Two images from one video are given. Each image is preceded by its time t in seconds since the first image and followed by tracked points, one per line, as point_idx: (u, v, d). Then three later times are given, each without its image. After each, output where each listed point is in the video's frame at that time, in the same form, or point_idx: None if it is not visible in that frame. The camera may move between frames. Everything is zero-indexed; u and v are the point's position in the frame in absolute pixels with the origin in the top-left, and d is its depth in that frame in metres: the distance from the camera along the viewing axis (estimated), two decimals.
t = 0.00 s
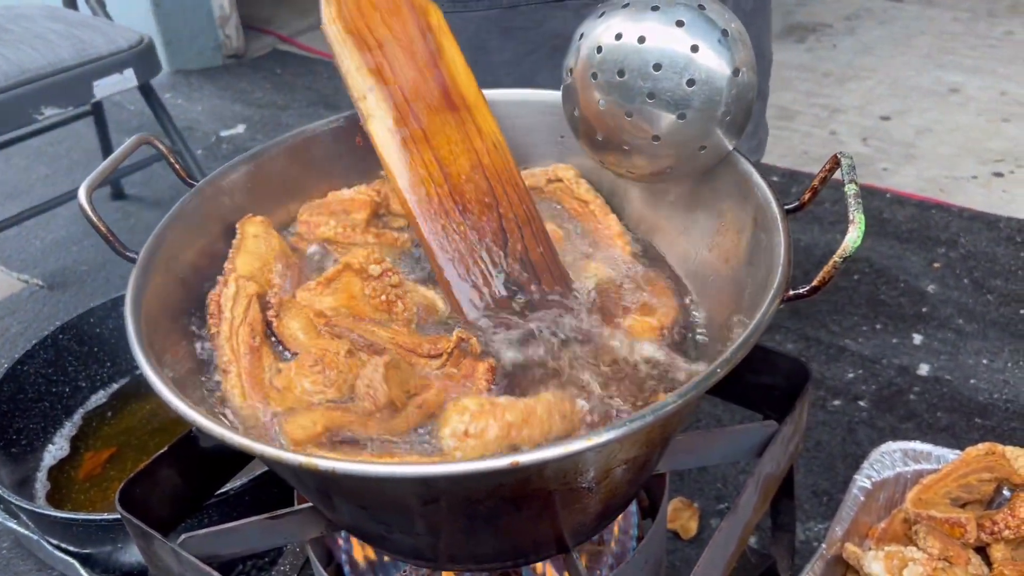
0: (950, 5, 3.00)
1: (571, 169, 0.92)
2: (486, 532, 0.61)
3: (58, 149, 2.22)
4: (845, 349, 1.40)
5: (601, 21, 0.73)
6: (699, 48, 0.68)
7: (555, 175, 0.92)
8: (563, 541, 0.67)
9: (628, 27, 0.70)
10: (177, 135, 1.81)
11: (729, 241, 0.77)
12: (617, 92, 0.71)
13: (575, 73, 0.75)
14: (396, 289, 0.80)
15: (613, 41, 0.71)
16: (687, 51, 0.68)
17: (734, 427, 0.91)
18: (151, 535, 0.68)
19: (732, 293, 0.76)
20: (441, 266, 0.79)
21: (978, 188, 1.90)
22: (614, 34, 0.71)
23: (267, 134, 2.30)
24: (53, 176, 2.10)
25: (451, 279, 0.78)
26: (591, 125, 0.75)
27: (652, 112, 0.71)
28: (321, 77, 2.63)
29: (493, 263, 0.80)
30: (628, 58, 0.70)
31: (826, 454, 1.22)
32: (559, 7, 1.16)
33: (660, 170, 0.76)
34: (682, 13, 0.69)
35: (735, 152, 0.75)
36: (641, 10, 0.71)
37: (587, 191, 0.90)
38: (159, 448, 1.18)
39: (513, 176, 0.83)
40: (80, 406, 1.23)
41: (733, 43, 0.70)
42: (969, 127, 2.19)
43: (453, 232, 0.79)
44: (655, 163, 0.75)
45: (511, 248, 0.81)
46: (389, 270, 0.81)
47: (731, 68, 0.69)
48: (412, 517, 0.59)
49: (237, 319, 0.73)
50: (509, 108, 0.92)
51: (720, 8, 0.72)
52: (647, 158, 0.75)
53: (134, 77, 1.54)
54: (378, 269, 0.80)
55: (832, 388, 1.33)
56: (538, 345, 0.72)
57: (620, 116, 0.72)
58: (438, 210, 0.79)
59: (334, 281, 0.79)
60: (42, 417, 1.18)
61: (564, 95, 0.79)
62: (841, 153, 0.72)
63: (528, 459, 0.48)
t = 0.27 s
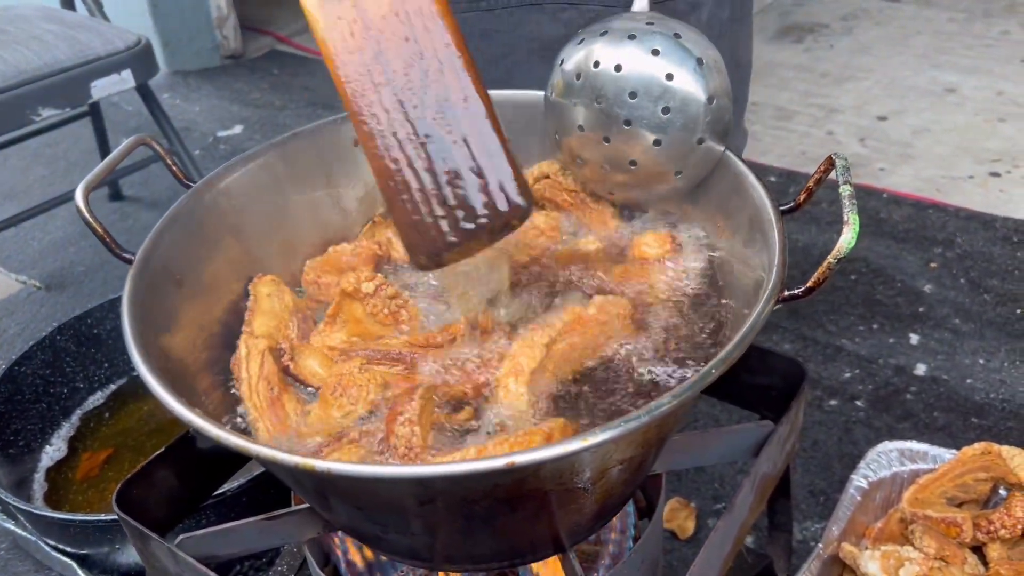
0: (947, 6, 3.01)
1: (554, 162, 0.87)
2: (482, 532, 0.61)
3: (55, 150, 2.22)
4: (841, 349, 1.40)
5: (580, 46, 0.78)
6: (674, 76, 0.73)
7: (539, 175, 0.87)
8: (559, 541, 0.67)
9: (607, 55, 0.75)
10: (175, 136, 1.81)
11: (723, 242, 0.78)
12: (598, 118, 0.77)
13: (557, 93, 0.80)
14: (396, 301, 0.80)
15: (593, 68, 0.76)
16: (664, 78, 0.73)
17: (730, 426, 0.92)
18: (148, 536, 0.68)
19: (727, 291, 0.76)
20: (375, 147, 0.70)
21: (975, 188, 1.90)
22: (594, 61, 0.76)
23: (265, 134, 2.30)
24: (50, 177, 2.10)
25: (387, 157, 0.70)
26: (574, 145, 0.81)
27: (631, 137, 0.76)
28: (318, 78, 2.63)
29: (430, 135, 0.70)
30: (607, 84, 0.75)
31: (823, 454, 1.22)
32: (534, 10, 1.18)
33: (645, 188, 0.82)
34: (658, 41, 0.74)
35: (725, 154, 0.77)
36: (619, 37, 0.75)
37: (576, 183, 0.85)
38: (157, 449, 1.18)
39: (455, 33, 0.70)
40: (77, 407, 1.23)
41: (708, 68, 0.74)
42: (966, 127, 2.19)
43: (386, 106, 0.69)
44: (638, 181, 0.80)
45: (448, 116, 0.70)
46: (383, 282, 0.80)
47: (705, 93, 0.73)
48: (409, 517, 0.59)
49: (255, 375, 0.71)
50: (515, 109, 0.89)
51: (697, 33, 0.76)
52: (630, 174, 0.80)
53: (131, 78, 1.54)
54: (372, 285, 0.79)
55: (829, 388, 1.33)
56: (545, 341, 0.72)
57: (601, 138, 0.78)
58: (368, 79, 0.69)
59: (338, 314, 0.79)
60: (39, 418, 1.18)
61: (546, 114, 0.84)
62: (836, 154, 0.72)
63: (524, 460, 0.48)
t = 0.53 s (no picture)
0: (945, 6, 3.01)
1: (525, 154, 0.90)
2: (480, 531, 0.61)
3: (53, 150, 2.22)
4: (840, 349, 1.40)
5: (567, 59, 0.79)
6: (659, 90, 0.74)
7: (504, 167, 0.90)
8: (558, 540, 0.67)
9: (593, 69, 0.76)
10: (174, 136, 1.81)
11: (723, 239, 0.77)
12: (584, 132, 0.78)
13: (544, 108, 0.82)
14: (392, 294, 0.76)
15: (580, 82, 0.77)
16: (649, 93, 0.74)
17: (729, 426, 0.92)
18: (146, 536, 0.68)
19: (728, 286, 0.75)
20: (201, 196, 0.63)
21: (973, 188, 1.91)
22: (580, 75, 0.77)
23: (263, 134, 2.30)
24: (48, 178, 2.10)
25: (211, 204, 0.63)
26: (560, 156, 0.82)
27: (617, 150, 0.78)
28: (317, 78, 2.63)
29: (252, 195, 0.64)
30: (593, 98, 0.76)
31: (821, 454, 1.22)
32: (525, 11, 1.19)
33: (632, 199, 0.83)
34: (644, 56, 0.75)
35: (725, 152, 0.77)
36: (604, 52, 0.77)
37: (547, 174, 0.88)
38: (155, 449, 1.18)
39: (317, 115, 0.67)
40: (76, 408, 1.23)
41: (694, 84, 0.75)
42: (964, 127, 2.19)
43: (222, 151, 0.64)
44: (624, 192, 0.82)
45: (279, 173, 0.65)
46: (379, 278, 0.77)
47: (691, 106, 0.74)
48: (408, 517, 0.59)
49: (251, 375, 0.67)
50: (524, 112, 0.89)
51: (682, 49, 0.77)
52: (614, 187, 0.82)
53: (129, 78, 1.54)
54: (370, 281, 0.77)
55: (828, 387, 1.33)
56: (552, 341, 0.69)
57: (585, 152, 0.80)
58: (208, 123, 0.63)
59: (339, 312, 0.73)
60: (37, 418, 1.18)
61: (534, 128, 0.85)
62: (834, 153, 0.72)
63: (522, 459, 0.48)
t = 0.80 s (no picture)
0: (943, 6, 3.01)
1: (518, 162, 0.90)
2: (480, 530, 0.61)
3: (53, 151, 2.22)
4: (840, 349, 1.40)
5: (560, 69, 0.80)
6: (651, 101, 0.75)
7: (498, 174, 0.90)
8: (559, 540, 0.67)
9: (586, 79, 0.78)
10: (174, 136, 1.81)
11: (722, 240, 0.77)
12: (578, 140, 0.79)
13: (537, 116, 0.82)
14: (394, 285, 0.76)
15: (573, 93, 0.78)
16: (641, 103, 0.75)
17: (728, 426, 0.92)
18: (148, 536, 0.68)
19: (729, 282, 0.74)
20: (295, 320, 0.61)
21: (973, 187, 1.91)
22: (573, 86, 0.78)
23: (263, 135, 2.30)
24: (48, 178, 2.10)
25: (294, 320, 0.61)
26: (555, 160, 0.83)
27: (611, 159, 0.79)
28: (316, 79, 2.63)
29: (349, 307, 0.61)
30: (586, 108, 0.77)
31: (822, 454, 1.22)
32: (520, 18, 1.19)
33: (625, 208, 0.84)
34: (636, 67, 0.76)
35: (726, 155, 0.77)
36: (596, 64, 0.78)
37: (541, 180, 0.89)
38: (156, 449, 1.18)
39: (385, 216, 0.63)
40: (76, 408, 1.23)
41: (684, 95, 0.76)
42: (963, 127, 2.19)
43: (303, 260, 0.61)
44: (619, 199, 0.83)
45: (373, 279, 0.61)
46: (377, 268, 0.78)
47: (682, 115, 0.75)
48: (409, 517, 0.59)
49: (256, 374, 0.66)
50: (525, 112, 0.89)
51: (674, 60, 0.78)
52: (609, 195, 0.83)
53: (129, 78, 1.54)
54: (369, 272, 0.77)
55: (827, 387, 1.33)
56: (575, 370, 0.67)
57: (579, 159, 0.81)
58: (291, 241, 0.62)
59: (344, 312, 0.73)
60: (37, 418, 1.18)
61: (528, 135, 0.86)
62: (835, 152, 0.72)
63: (523, 458, 0.48)
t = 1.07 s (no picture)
0: (942, 7, 3.02)
1: (509, 149, 0.89)
2: (485, 530, 0.61)
3: (53, 152, 2.22)
4: (841, 350, 1.40)
5: (565, 78, 0.80)
6: (658, 112, 0.76)
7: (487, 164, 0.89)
8: (563, 540, 0.67)
9: (593, 88, 0.78)
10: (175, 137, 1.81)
11: (725, 238, 0.77)
12: (583, 150, 0.80)
13: (540, 126, 0.83)
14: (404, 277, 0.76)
15: (579, 103, 0.78)
16: (648, 115, 0.76)
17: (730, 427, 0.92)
18: (152, 536, 0.68)
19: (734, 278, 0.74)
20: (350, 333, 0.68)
21: (973, 188, 1.91)
22: (578, 95, 0.78)
23: (263, 136, 2.30)
24: (48, 179, 2.10)
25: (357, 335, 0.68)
26: (556, 158, 0.84)
27: (617, 168, 0.80)
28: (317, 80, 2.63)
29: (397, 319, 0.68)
30: (591, 119, 0.78)
31: (824, 454, 1.22)
32: (514, 14, 1.20)
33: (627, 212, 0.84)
34: (642, 77, 0.77)
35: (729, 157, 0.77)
36: (602, 73, 0.78)
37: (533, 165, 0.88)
38: (158, 450, 1.18)
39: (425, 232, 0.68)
40: (77, 409, 1.23)
41: (691, 105, 0.76)
42: (963, 128, 2.20)
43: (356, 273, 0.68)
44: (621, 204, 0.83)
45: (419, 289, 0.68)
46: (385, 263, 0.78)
47: (688, 125, 0.76)
48: (413, 517, 0.59)
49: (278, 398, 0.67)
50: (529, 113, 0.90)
51: (681, 69, 0.78)
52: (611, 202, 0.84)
53: (131, 79, 1.54)
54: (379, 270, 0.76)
55: (829, 388, 1.33)
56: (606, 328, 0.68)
57: (583, 168, 0.82)
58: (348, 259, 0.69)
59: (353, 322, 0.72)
60: (40, 419, 1.18)
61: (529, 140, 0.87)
62: (839, 152, 0.72)
63: (531, 459, 0.48)
